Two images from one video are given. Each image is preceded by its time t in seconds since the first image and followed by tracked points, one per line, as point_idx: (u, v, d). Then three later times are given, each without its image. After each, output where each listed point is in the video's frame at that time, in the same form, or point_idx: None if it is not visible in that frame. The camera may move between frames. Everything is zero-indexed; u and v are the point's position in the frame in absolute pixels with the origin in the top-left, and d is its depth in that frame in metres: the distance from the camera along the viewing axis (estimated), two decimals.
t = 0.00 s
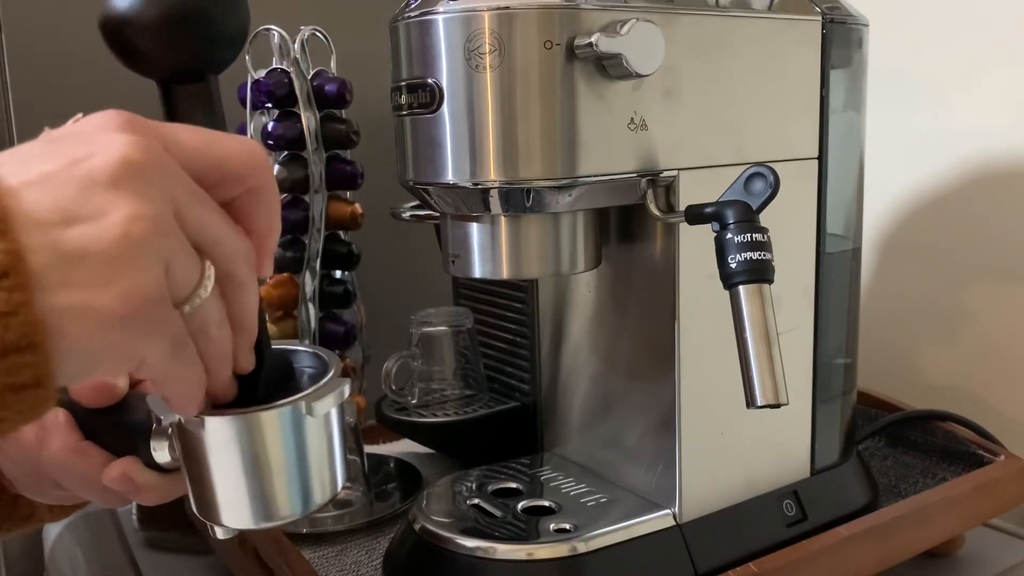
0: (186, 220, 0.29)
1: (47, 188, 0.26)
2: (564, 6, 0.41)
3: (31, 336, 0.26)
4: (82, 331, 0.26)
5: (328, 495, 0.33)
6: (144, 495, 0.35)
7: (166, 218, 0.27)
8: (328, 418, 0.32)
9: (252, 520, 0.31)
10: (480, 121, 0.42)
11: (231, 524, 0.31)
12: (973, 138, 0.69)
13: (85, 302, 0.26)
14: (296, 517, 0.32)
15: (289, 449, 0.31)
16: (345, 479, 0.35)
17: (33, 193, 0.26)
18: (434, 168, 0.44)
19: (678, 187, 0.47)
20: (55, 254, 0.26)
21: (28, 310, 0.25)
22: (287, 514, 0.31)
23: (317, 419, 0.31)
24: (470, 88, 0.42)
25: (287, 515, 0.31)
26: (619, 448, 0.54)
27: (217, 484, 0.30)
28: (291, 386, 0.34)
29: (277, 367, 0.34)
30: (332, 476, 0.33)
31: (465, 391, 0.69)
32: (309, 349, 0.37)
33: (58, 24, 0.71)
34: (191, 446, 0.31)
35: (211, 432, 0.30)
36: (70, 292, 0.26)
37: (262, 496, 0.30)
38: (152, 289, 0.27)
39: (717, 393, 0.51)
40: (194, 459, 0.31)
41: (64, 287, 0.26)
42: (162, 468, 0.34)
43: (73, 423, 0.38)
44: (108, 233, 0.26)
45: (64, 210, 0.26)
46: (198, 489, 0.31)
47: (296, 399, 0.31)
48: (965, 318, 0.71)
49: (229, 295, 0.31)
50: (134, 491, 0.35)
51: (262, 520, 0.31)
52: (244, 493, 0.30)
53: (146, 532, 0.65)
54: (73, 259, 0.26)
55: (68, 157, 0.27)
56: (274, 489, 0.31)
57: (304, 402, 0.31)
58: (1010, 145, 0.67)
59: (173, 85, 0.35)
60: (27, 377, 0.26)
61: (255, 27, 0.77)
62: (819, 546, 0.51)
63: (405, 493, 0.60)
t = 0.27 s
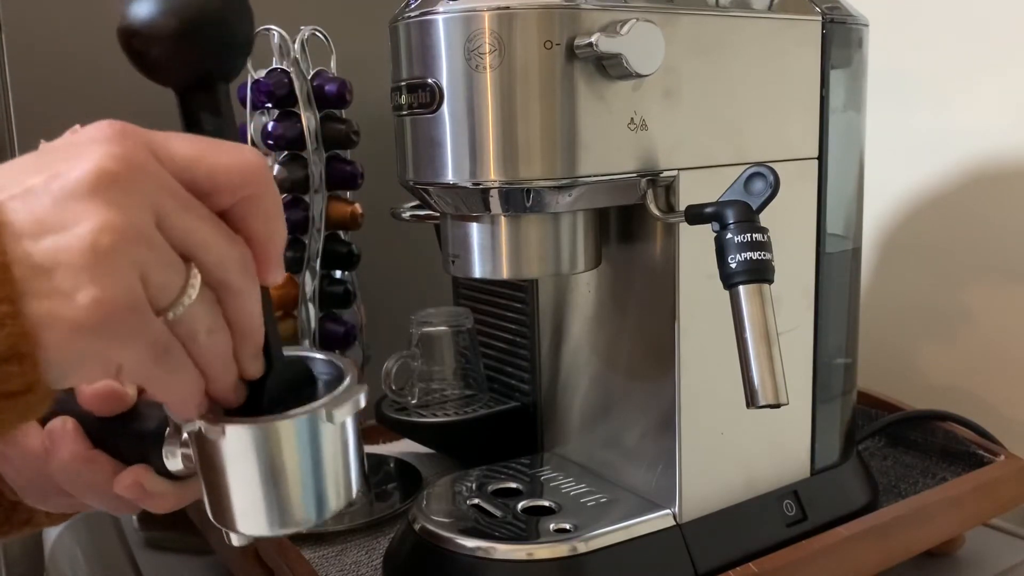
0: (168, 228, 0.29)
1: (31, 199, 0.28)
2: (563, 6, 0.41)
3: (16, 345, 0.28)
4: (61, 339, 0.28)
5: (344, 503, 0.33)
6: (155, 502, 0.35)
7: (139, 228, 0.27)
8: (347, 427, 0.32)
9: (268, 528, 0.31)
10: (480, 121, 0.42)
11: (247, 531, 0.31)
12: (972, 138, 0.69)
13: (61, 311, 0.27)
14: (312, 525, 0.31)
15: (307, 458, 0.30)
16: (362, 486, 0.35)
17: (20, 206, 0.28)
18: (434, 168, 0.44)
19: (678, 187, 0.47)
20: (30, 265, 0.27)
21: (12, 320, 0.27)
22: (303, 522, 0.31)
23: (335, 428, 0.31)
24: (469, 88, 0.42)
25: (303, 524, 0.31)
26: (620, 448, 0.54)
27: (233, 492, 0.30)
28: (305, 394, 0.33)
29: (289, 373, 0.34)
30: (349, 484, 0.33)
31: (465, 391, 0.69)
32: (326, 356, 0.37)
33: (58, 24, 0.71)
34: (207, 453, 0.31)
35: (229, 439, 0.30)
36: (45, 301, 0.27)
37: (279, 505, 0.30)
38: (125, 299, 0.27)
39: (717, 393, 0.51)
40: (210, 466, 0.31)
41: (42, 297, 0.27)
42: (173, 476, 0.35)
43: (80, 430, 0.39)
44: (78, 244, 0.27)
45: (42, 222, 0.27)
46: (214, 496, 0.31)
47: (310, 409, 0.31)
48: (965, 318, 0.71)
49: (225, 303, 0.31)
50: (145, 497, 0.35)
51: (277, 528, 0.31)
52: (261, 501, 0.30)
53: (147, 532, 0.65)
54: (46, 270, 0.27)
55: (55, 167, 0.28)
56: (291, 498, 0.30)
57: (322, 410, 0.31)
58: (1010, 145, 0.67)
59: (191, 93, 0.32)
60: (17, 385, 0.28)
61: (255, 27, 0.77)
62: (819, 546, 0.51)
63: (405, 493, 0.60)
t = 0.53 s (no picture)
0: (170, 218, 0.29)
1: (33, 181, 0.28)
2: (564, 6, 0.41)
3: (12, 329, 0.28)
4: (56, 324, 0.28)
5: (353, 510, 0.34)
6: (163, 507, 0.36)
7: (143, 218, 0.28)
8: (356, 435, 0.33)
9: (279, 531, 0.32)
10: (480, 121, 0.42)
11: (258, 534, 0.32)
12: (972, 137, 0.69)
13: (57, 296, 0.27)
14: (321, 530, 0.33)
15: (317, 464, 0.32)
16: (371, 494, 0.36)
17: (21, 187, 0.28)
18: (434, 168, 0.44)
19: (678, 187, 0.47)
20: (30, 248, 0.27)
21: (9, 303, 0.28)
22: (312, 527, 0.33)
23: (345, 436, 0.33)
24: (469, 88, 0.42)
25: (312, 528, 0.32)
26: (620, 448, 0.54)
27: (247, 494, 0.32)
28: (314, 395, 0.35)
29: (300, 376, 0.35)
30: (359, 491, 0.34)
31: (465, 391, 0.69)
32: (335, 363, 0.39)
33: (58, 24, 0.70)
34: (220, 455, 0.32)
35: (242, 442, 0.31)
36: (43, 286, 0.27)
37: (289, 509, 0.32)
38: (125, 287, 0.28)
39: (717, 393, 0.51)
40: (224, 469, 0.32)
41: (39, 282, 0.27)
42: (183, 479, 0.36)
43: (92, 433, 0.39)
44: (80, 230, 0.27)
45: (42, 204, 0.27)
46: (228, 500, 0.33)
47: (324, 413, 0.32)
48: (965, 318, 0.71)
49: (221, 291, 0.32)
50: (154, 502, 0.36)
51: (287, 533, 0.32)
52: (272, 504, 0.32)
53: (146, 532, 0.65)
54: (44, 254, 0.27)
55: (58, 149, 0.28)
56: (302, 501, 0.32)
57: (335, 415, 0.32)
58: (1010, 145, 0.67)
59: (171, 92, 0.36)
60: (13, 369, 0.29)
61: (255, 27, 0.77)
62: (819, 546, 0.51)
63: (405, 493, 0.60)
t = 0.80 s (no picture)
0: (130, 240, 0.25)
1: None
2: (563, 6, 0.41)
3: None
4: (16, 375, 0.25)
5: (353, 509, 0.35)
6: (164, 505, 0.37)
7: (104, 253, 0.24)
8: (358, 434, 0.34)
9: (280, 529, 0.33)
10: (480, 122, 0.42)
11: (260, 532, 0.33)
12: (972, 137, 0.69)
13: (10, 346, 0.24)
14: (322, 529, 0.34)
15: (320, 460, 0.33)
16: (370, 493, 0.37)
17: None
18: (434, 167, 0.44)
19: (678, 187, 0.47)
20: None
21: None
22: (313, 525, 0.33)
23: (348, 433, 0.34)
24: (470, 87, 0.42)
25: (313, 527, 0.33)
26: (619, 448, 0.54)
27: (249, 491, 0.33)
28: (312, 356, 0.34)
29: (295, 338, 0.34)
30: (358, 489, 0.35)
31: (465, 391, 0.69)
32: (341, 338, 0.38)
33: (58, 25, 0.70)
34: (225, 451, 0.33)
35: (245, 438, 0.32)
36: None
37: (291, 506, 0.33)
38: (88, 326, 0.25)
39: (717, 392, 0.51)
40: (227, 465, 0.33)
41: None
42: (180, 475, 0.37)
43: (94, 430, 0.40)
44: (27, 280, 0.23)
45: None
46: (230, 496, 0.34)
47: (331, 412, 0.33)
48: (965, 318, 0.71)
49: (205, 296, 0.28)
50: (156, 499, 0.37)
51: (287, 532, 0.33)
52: (275, 502, 0.33)
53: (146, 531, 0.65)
54: None
55: None
56: (304, 498, 0.33)
57: (339, 413, 0.33)
58: (1010, 145, 0.67)
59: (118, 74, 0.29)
60: None
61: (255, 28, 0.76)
62: (819, 546, 0.51)
63: (405, 493, 0.60)
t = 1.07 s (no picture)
0: (114, 249, 0.24)
1: None
2: (564, 6, 0.41)
3: None
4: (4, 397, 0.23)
5: (358, 499, 0.37)
6: (171, 497, 0.38)
7: (86, 264, 0.23)
8: (365, 425, 0.36)
9: (287, 516, 0.35)
10: (480, 122, 0.42)
11: (267, 520, 0.35)
12: (973, 137, 0.69)
13: None
14: (327, 517, 0.35)
15: (327, 449, 0.35)
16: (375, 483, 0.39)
17: None
18: (434, 168, 0.44)
19: (678, 186, 0.47)
20: None
21: None
22: (319, 514, 0.35)
23: (355, 423, 0.35)
24: (470, 87, 0.42)
25: (319, 516, 0.35)
26: (619, 448, 0.54)
27: (258, 480, 0.35)
28: (305, 339, 0.33)
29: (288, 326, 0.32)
30: (364, 479, 0.37)
31: (465, 391, 0.69)
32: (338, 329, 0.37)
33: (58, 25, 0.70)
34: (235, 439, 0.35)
35: (254, 428, 0.34)
36: None
37: (298, 495, 0.35)
38: (73, 344, 0.23)
39: (717, 392, 0.51)
40: (235, 455, 0.35)
41: None
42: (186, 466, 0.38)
43: (99, 421, 0.40)
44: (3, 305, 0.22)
45: None
46: (239, 486, 0.35)
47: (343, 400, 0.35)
48: (965, 318, 0.71)
49: (199, 293, 0.26)
50: (162, 490, 0.38)
51: (294, 519, 0.35)
52: (282, 490, 0.35)
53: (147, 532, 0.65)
54: None
55: None
56: (311, 487, 0.35)
57: (346, 403, 0.35)
58: (1010, 145, 0.67)
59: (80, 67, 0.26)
60: None
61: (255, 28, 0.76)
62: (819, 546, 0.51)
63: (405, 493, 0.60)
